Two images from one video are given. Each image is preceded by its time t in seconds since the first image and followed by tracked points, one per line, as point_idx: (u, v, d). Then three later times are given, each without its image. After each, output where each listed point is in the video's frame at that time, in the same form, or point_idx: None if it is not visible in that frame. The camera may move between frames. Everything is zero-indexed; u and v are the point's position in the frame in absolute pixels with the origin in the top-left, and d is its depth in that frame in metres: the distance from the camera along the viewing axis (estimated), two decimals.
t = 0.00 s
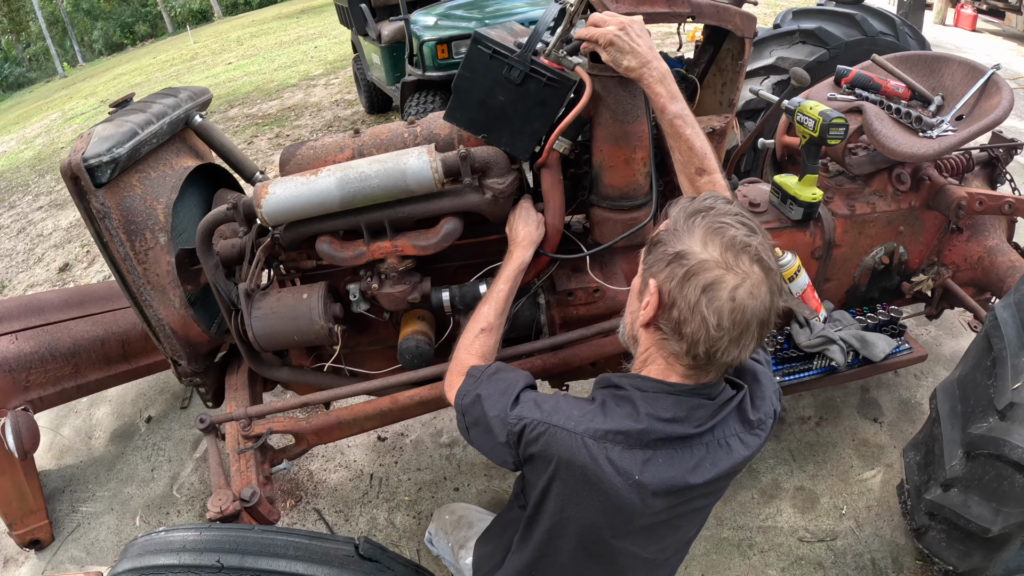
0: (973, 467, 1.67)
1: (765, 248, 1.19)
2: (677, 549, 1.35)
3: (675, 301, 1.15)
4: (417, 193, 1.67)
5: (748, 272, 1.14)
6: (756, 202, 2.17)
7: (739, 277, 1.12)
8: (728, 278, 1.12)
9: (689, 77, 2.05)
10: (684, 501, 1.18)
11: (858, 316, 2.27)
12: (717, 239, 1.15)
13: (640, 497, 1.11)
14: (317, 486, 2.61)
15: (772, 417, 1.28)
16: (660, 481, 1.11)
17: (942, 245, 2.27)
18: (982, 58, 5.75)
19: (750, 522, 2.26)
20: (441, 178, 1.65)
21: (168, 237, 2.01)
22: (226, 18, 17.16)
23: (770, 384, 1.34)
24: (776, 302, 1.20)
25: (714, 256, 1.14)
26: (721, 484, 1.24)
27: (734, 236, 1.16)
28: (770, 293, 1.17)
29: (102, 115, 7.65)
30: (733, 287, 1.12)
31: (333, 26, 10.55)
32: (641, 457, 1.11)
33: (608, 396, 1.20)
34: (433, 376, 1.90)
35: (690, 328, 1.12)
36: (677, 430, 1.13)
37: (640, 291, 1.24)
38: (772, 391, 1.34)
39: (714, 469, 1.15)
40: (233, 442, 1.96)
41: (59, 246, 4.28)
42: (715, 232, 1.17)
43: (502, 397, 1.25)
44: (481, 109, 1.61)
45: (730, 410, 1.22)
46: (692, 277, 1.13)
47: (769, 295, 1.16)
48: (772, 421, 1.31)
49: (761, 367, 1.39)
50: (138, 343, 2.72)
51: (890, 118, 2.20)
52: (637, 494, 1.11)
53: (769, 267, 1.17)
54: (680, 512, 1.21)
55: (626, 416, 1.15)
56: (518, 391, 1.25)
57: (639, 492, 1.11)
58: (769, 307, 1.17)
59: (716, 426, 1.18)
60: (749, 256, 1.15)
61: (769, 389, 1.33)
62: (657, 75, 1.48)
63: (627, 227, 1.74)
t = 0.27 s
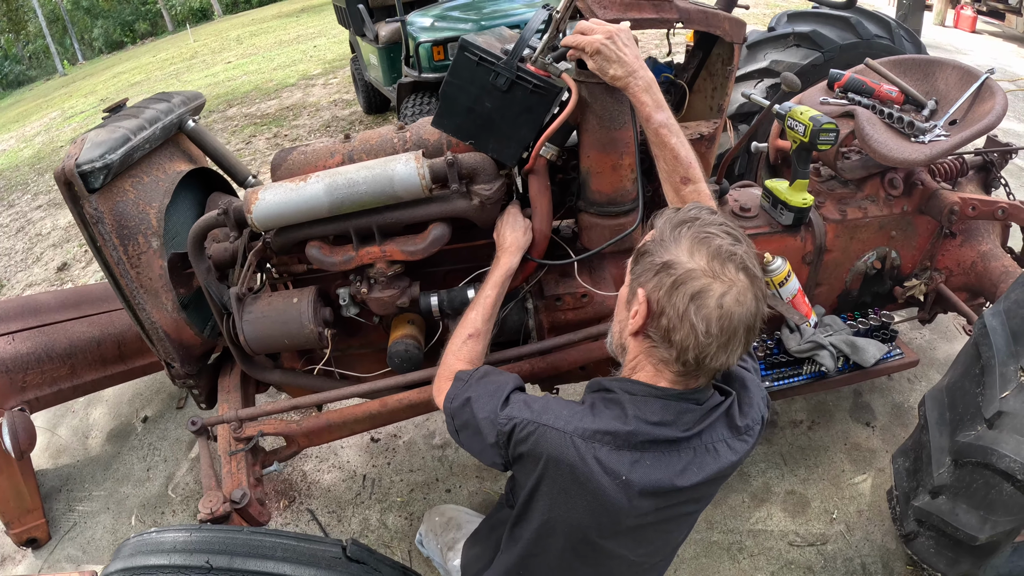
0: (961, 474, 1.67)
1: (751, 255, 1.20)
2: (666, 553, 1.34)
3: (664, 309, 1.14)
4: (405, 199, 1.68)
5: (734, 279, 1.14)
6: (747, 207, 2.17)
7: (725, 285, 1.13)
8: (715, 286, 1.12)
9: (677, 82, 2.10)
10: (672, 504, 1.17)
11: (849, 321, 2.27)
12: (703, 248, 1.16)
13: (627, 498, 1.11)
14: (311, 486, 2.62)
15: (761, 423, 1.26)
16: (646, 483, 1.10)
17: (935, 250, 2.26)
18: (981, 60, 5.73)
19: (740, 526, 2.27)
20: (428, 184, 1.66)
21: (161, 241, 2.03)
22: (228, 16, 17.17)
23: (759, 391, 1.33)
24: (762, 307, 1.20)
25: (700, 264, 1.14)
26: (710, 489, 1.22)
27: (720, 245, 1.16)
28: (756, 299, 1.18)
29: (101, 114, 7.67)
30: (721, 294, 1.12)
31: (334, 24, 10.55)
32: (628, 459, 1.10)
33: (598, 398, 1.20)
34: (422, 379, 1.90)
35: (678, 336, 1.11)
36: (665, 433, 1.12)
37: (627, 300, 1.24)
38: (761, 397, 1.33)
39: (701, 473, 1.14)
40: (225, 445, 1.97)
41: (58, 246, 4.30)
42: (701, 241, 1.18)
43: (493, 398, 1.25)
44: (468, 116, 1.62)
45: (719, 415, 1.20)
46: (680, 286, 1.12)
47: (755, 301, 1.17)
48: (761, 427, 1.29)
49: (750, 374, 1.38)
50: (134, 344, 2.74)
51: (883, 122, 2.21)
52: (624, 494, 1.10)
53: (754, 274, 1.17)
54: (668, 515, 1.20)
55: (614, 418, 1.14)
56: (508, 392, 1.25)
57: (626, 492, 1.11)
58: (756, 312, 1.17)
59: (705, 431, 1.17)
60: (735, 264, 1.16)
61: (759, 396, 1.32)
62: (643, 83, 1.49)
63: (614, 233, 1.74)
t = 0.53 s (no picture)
0: (955, 479, 1.65)
1: (721, 251, 1.15)
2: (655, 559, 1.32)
3: (637, 322, 1.11)
4: (391, 198, 1.67)
5: (706, 282, 1.10)
6: (740, 206, 2.15)
7: (697, 290, 1.09)
8: (687, 294, 1.09)
9: (669, 80, 2.10)
10: (657, 510, 1.15)
11: (844, 321, 2.24)
12: (669, 254, 1.11)
13: (609, 505, 1.09)
14: (302, 485, 2.61)
15: (749, 427, 1.23)
16: (628, 490, 1.08)
17: (932, 250, 2.23)
18: (980, 57, 5.69)
19: (733, 527, 2.25)
20: (414, 183, 1.64)
21: (148, 240, 2.01)
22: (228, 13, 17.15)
23: (748, 394, 1.30)
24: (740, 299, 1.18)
25: (669, 272, 1.10)
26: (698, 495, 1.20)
27: (686, 250, 1.11)
28: (732, 294, 1.14)
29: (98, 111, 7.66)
30: (694, 301, 1.09)
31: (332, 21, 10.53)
32: (609, 465, 1.08)
33: (580, 403, 1.18)
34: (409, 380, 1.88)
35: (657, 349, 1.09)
36: (646, 439, 1.10)
37: (599, 312, 1.20)
38: (750, 401, 1.30)
39: (686, 480, 1.12)
40: (212, 445, 1.96)
41: (52, 244, 4.29)
42: (667, 244, 1.13)
43: (475, 402, 1.23)
44: (455, 113, 1.60)
45: (706, 419, 1.18)
46: (651, 299, 1.09)
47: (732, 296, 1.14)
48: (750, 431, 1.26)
49: (740, 376, 1.35)
50: (126, 343, 2.73)
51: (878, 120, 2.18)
52: (605, 501, 1.09)
53: (726, 271, 1.13)
54: (654, 522, 1.17)
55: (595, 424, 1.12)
56: (490, 396, 1.23)
57: (607, 499, 1.09)
58: (734, 308, 1.14)
59: (691, 436, 1.15)
60: (705, 264, 1.12)
61: (747, 399, 1.29)
62: (632, 80, 1.46)
63: (604, 231, 1.72)
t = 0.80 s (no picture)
0: (946, 482, 1.63)
1: (647, 257, 1.04)
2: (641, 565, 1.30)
3: (580, 356, 1.02)
4: (373, 196, 1.65)
5: (638, 297, 1.00)
6: (730, 204, 2.13)
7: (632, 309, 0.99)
8: (624, 317, 0.99)
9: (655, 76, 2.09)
10: (634, 528, 1.11)
11: (835, 320, 2.22)
12: (591, 280, 1.00)
13: (578, 526, 1.05)
14: (292, 484, 2.60)
15: (726, 434, 1.17)
16: (596, 512, 1.04)
17: (925, 248, 2.20)
18: (977, 55, 5.67)
19: (723, 528, 2.23)
20: (397, 181, 1.63)
21: (134, 239, 2.00)
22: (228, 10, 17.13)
23: (724, 400, 1.22)
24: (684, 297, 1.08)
25: (600, 298, 0.99)
26: (677, 506, 1.15)
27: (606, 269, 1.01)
28: (673, 297, 1.04)
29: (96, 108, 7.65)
30: (636, 322, 0.99)
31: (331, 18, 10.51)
32: (575, 488, 1.04)
33: (545, 420, 1.13)
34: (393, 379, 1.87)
35: (609, 379, 1.00)
36: (611, 459, 1.05)
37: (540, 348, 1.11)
38: (726, 405, 1.21)
39: (657, 497, 1.07)
40: (197, 443, 1.95)
41: (47, 241, 4.29)
42: (589, 266, 1.03)
43: (445, 425, 1.20)
44: (437, 110, 1.58)
45: (677, 431, 1.12)
46: (588, 331, 0.99)
47: (674, 301, 1.03)
48: (729, 437, 1.19)
49: (715, 379, 1.25)
50: (116, 341, 2.73)
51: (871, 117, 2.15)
52: (574, 524, 1.05)
53: (660, 276, 1.03)
54: (632, 538, 1.13)
55: (559, 444, 1.08)
56: (459, 417, 1.20)
57: (576, 522, 1.05)
58: (680, 311, 1.05)
59: (662, 449, 1.09)
60: (635, 276, 1.01)
61: (723, 404, 1.20)
62: (615, 75, 1.44)
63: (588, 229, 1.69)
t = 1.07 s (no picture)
0: (949, 476, 1.61)
1: (598, 266, 0.95)
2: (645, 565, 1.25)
3: (540, 377, 0.95)
4: (371, 186, 1.64)
5: (591, 313, 0.91)
6: (730, 196, 2.12)
7: (586, 327, 0.91)
8: (578, 336, 0.91)
9: (656, 67, 2.03)
10: (628, 537, 1.05)
11: (836, 315, 2.21)
12: (538, 301, 0.92)
13: (565, 541, 1.00)
14: (290, 479, 2.59)
15: (717, 435, 1.08)
16: (580, 525, 0.98)
17: (927, 243, 2.19)
18: (976, 53, 5.67)
19: (724, 523, 2.22)
20: (395, 171, 1.62)
21: (131, 231, 1.99)
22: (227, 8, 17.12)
23: (715, 399, 1.12)
24: (644, 301, 0.99)
25: (549, 319, 0.91)
26: (672, 510, 1.09)
27: (551, 287, 0.91)
28: (631, 303, 0.95)
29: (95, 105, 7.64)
30: (592, 339, 0.91)
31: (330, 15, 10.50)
32: (556, 503, 0.98)
33: (521, 432, 1.07)
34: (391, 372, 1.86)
35: (573, 400, 0.94)
36: (589, 472, 0.98)
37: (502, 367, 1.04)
38: (717, 404, 1.12)
39: (646, 506, 1.00)
40: (195, 436, 1.94)
41: (46, 237, 4.28)
42: (533, 284, 0.93)
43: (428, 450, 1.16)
44: (436, 100, 1.57)
45: (663, 436, 1.04)
46: (543, 355, 0.92)
47: (631, 309, 0.95)
48: (723, 437, 1.11)
49: (706, 375, 1.15)
50: (114, 334, 2.71)
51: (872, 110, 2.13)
52: (560, 539, 0.99)
53: (613, 286, 0.94)
54: (628, 546, 1.07)
55: (535, 458, 1.01)
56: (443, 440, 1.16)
57: (562, 537, 0.99)
58: (640, 318, 0.96)
59: (648, 455, 1.02)
60: (584, 290, 0.92)
61: (714, 404, 1.11)
62: (613, 63, 1.39)
63: (587, 221, 1.69)
